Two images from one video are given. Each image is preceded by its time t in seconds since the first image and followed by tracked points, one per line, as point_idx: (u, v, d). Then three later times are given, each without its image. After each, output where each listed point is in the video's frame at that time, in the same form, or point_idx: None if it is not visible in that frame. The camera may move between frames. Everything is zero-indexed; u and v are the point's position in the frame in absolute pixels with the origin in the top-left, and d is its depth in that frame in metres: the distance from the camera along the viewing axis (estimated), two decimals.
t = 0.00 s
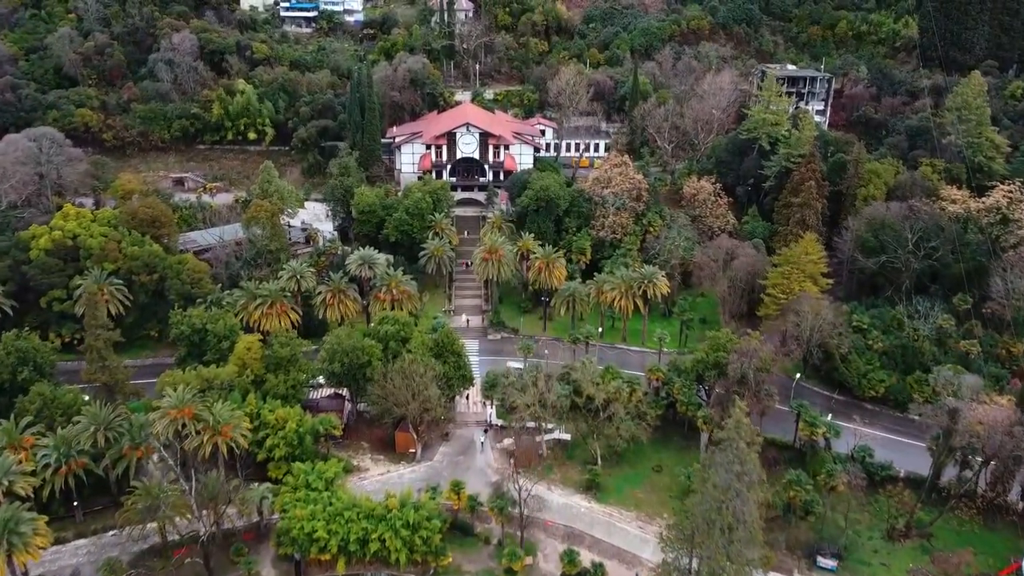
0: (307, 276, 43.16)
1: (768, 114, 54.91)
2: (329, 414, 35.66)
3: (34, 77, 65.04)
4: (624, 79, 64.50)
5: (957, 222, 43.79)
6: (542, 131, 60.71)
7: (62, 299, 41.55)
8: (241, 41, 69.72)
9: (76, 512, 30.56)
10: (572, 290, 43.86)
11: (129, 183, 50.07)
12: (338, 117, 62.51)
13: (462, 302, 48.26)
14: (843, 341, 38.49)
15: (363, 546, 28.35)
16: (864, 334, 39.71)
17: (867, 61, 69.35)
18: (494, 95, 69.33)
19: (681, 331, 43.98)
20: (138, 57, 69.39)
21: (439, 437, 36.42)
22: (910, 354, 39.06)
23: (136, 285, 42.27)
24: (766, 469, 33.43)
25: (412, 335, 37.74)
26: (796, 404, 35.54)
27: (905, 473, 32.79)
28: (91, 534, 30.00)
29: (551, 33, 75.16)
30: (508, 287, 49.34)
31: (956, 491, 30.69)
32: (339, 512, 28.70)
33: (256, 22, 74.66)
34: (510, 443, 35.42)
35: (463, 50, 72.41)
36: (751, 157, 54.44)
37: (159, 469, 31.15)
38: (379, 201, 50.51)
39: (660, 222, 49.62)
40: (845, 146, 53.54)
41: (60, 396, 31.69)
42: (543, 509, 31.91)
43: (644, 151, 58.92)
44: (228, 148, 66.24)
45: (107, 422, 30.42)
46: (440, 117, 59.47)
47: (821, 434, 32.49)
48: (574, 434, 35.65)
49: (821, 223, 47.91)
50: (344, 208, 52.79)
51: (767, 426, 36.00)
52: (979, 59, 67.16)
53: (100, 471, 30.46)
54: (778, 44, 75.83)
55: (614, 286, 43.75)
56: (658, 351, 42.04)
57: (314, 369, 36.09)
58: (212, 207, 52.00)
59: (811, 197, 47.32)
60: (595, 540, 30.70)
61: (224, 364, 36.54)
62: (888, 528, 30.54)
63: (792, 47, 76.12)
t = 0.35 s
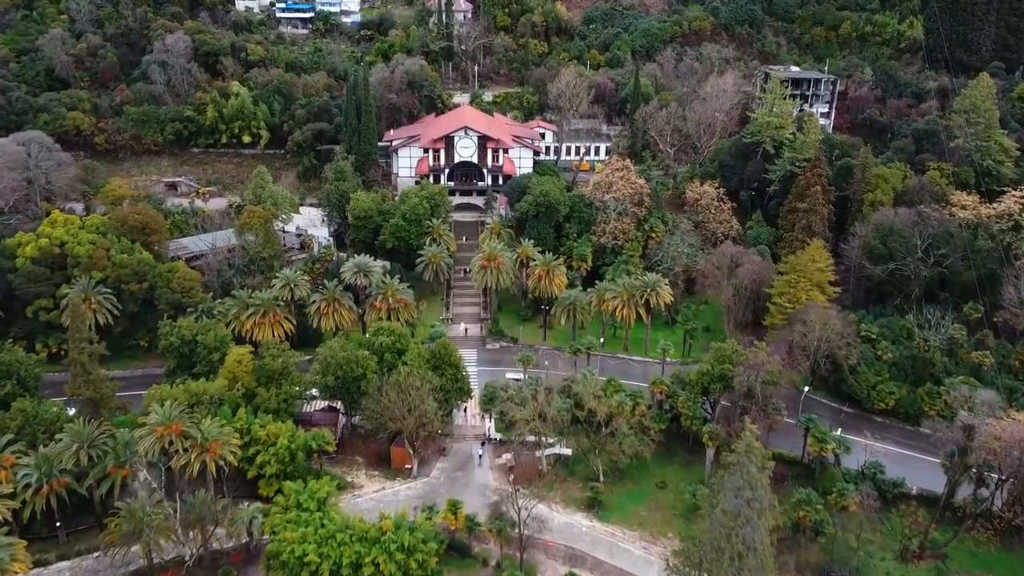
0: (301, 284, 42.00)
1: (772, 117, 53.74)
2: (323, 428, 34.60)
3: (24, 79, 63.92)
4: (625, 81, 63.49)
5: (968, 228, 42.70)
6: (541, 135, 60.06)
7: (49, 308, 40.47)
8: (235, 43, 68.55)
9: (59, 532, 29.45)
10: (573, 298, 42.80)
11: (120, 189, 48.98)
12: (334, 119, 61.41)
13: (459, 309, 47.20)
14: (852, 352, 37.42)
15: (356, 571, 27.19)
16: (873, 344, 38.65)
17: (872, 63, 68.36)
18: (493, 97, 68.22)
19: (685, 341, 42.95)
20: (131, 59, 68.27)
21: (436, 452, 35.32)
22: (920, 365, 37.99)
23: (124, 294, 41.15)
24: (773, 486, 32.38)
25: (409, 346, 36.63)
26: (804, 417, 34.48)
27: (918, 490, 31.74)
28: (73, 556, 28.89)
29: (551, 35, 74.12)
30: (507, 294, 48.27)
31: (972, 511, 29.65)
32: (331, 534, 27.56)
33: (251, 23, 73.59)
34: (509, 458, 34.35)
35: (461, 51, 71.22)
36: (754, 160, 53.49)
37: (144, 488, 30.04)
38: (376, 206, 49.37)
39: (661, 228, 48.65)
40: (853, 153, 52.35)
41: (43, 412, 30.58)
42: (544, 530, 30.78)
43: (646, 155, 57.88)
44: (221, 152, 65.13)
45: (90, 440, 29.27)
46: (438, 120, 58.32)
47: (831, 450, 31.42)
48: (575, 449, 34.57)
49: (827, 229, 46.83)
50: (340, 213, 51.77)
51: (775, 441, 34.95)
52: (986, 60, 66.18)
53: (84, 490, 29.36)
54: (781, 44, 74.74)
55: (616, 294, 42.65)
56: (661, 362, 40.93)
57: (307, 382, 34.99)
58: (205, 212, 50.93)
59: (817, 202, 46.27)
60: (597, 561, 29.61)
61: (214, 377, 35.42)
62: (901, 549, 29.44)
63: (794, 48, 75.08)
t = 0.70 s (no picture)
0: (294, 293, 40.82)
1: (777, 119, 52.55)
2: (315, 444, 33.50)
3: (15, 81, 62.82)
4: (626, 83, 62.42)
5: (979, 235, 41.56)
6: (541, 138, 59.02)
7: (35, 318, 39.29)
8: (230, 44, 67.43)
9: (41, 555, 28.39)
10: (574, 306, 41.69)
11: (110, 194, 47.83)
12: (330, 122, 60.26)
13: (457, 318, 46.08)
14: (861, 364, 36.31)
15: None
16: (882, 355, 37.52)
17: (877, 65, 67.31)
18: (492, 99, 67.12)
19: (688, 351, 41.86)
20: (124, 61, 67.16)
21: (433, 468, 34.18)
22: (931, 377, 36.74)
23: (112, 303, 40.01)
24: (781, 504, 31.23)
25: (405, 358, 35.50)
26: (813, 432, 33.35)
27: (932, 509, 30.63)
28: None
29: (550, 36, 73.04)
30: (506, 302, 47.14)
31: (989, 532, 28.38)
32: (323, 558, 26.41)
33: (246, 25, 72.51)
34: (508, 475, 33.23)
35: (459, 53, 69.96)
36: (758, 164, 52.48)
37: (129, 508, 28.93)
38: (372, 211, 48.25)
39: (663, 234, 47.60)
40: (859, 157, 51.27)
41: (24, 430, 29.52)
42: (544, 550, 29.71)
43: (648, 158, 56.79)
44: (215, 155, 64.01)
45: (73, 459, 28.25)
46: (435, 123, 57.20)
47: (841, 467, 30.30)
48: (576, 466, 33.42)
49: (834, 235, 45.68)
50: (336, 219, 50.67)
51: (783, 456, 33.83)
52: (992, 62, 65.15)
53: (67, 511, 28.25)
54: (784, 45, 73.65)
55: (618, 302, 41.48)
56: (665, 374, 39.74)
57: (299, 396, 33.87)
58: (197, 218, 49.85)
59: (824, 208, 45.12)
60: None
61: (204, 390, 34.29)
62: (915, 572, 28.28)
63: (797, 49, 73.97)
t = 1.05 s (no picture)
0: (287, 302, 39.67)
1: (781, 122, 51.32)
2: (307, 461, 32.41)
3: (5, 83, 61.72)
4: (626, 86, 61.38)
5: (991, 242, 40.45)
6: (541, 141, 57.49)
7: (19, 328, 38.11)
8: (224, 46, 66.30)
9: None
10: (575, 315, 40.59)
11: (99, 199, 46.67)
12: (326, 125, 59.11)
13: (454, 326, 44.99)
14: (871, 376, 35.17)
15: None
16: (892, 367, 36.36)
17: (881, 66, 66.28)
18: (490, 101, 66.05)
19: (692, 361, 40.81)
20: (116, 63, 66.03)
21: (429, 485, 33.07)
22: (943, 391, 35.54)
23: (100, 313, 38.87)
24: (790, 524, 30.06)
25: (400, 371, 34.39)
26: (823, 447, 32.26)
27: (947, 530, 29.51)
28: None
29: (549, 36, 71.94)
30: (505, 310, 46.06)
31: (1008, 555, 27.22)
32: None
33: (241, 26, 71.46)
34: (507, 493, 32.15)
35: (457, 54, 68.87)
36: (762, 168, 51.41)
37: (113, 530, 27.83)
38: (367, 217, 47.17)
39: (665, 239, 46.53)
40: (865, 161, 50.18)
41: (4, 448, 28.40)
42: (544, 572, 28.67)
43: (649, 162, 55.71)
44: (209, 159, 62.96)
45: (54, 479, 27.12)
46: (432, 126, 56.05)
47: (852, 485, 29.20)
48: (578, 483, 32.28)
49: (841, 241, 44.54)
50: (331, 225, 49.57)
51: (791, 473, 32.77)
52: (998, 62, 64.10)
53: (47, 533, 27.13)
54: (787, 46, 72.61)
55: (620, 311, 40.38)
56: (669, 386, 38.66)
57: (291, 411, 32.74)
58: (189, 223, 48.73)
59: (831, 213, 43.99)
60: None
61: (192, 405, 33.17)
62: None
63: (800, 50, 72.92)
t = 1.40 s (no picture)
0: (280, 312, 38.54)
1: (785, 126, 50.02)
2: (299, 479, 31.31)
3: None
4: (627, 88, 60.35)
5: (1003, 249, 39.38)
6: (541, 144, 56.34)
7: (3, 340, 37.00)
8: (218, 47, 65.21)
9: None
10: (576, 324, 39.51)
11: (88, 205, 45.54)
12: (321, 128, 57.96)
13: (452, 335, 43.91)
14: (881, 389, 34.05)
15: None
16: (903, 378, 35.25)
17: (886, 67, 65.25)
18: (489, 103, 64.91)
19: (697, 371, 39.79)
20: (108, 65, 64.90)
21: (426, 502, 31.97)
22: (956, 403, 34.46)
23: (86, 323, 37.73)
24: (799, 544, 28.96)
25: (395, 384, 33.29)
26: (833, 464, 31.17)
27: (963, 550, 28.44)
28: None
29: (549, 37, 70.86)
30: (504, 319, 44.97)
31: None
32: None
33: (236, 27, 70.38)
34: (506, 510, 31.07)
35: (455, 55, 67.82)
36: (767, 172, 50.26)
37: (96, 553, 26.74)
38: (363, 224, 46.10)
39: (667, 245, 45.43)
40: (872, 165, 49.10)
41: None
42: None
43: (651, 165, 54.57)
44: (203, 163, 61.82)
45: (33, 502, 26.01)
46: (430, 130, 54.93)
47: (864, 504, 28.09)
48: (579, 501, 31.17)
49: (848, 247, 43.43)
50: (326, 232, 48.48)
51: (800, 489, 31.72)
52: (1006, 63, 63.00)
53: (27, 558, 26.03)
54: (790, 47, 71.54)
55: (623, 320, 39.27)
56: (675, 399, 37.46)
57: (282, 427, 31.62)
58: (180, 229, 47.63)
59: (838, 219, 42.86)
60: None
61: (180, 421, 32.05)
62: None
63: (803, 50, 71.85)
